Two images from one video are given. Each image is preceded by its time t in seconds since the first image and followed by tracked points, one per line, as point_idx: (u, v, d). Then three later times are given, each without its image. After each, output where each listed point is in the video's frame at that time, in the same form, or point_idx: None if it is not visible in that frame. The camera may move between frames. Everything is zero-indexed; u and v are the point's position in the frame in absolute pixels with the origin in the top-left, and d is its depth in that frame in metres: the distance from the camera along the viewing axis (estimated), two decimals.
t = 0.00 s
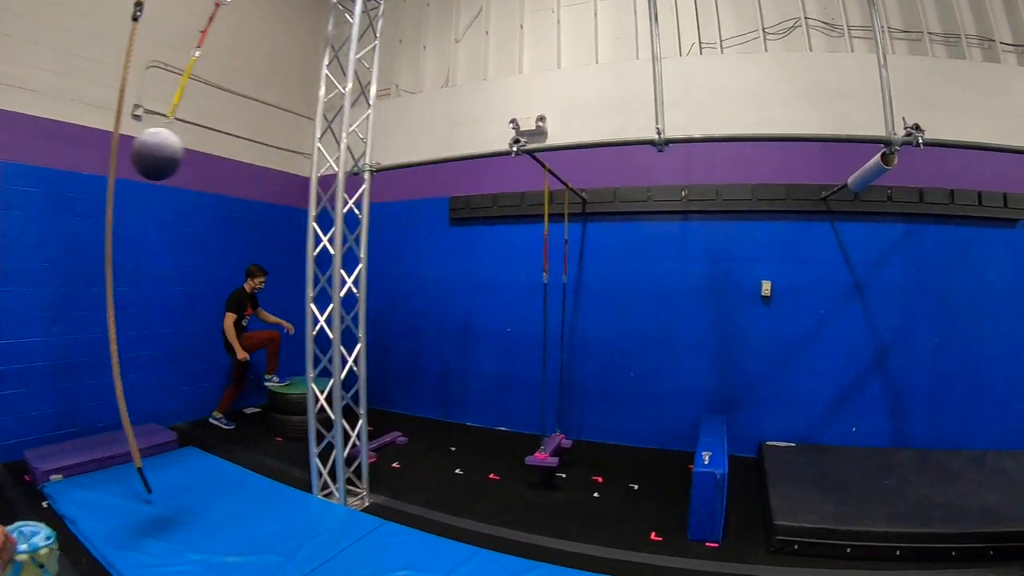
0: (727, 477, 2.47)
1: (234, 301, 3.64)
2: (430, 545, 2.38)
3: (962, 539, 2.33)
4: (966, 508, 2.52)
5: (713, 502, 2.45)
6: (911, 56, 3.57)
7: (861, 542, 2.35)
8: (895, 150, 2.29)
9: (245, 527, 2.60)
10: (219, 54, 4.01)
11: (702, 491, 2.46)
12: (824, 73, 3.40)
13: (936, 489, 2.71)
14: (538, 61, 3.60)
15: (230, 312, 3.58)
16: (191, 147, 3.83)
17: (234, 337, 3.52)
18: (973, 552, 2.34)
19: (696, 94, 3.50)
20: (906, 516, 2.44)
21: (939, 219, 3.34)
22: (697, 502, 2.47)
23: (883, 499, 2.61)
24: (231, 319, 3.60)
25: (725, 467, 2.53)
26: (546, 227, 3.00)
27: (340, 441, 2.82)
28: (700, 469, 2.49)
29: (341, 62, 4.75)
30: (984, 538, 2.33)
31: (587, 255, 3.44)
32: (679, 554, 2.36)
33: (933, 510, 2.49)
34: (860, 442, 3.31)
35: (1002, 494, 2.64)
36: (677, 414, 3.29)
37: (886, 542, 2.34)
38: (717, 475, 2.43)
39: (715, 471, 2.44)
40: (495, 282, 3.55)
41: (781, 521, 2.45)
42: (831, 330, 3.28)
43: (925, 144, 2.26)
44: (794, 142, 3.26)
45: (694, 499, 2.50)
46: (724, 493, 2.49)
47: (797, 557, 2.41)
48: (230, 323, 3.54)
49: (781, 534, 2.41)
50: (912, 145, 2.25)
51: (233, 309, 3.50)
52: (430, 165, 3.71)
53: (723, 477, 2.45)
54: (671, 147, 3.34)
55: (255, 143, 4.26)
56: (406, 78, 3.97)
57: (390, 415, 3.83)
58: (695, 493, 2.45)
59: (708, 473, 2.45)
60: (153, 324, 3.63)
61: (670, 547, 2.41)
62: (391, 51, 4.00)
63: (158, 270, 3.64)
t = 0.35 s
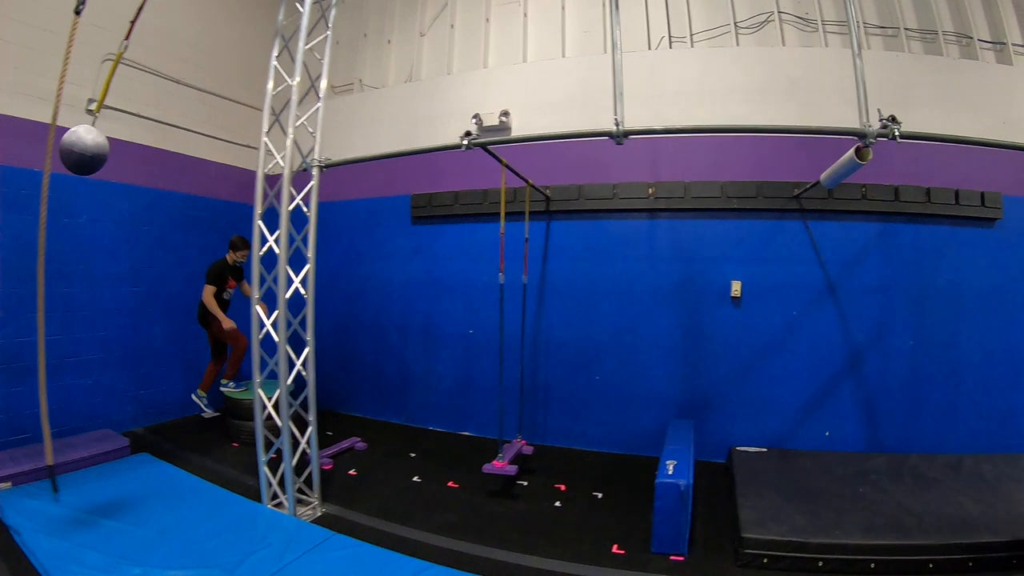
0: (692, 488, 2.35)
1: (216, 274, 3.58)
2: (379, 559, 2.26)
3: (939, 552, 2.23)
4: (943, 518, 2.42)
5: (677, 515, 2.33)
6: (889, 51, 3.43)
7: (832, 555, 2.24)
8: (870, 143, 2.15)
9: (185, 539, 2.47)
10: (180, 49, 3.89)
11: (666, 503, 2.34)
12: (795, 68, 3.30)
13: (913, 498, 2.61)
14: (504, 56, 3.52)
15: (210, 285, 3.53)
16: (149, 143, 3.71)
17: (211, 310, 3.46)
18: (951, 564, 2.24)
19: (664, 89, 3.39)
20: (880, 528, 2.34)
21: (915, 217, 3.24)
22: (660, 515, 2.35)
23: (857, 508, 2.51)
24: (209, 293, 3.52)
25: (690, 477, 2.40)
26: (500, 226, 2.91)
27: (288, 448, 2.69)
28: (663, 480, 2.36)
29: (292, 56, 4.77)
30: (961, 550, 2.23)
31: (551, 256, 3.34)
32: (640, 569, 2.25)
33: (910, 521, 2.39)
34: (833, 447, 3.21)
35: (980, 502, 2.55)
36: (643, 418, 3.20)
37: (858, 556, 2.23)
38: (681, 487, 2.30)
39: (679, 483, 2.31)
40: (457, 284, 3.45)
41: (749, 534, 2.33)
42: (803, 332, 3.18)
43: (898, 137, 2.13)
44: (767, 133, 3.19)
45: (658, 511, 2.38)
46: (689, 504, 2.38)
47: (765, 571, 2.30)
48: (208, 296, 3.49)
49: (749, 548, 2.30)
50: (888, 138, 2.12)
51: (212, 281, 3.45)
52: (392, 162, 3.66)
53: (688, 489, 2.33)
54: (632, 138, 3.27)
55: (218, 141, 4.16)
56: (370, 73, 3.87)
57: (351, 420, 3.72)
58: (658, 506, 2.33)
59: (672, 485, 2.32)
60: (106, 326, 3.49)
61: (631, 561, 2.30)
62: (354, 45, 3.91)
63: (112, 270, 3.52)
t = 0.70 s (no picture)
0: (660, 496, 2.26)
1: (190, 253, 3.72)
2: (338, 564, 2.21)
3: (914, 560, 2.18)
4: (920, 525, 2.37)
5: (646, 523, 2.26)
6: (868, 51, 3.39)
7: (805, 564, 2.18)
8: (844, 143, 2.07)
9: (136, 544, 2.38)
10: (154, 48, 3.85)
11: (634, 512, 2.27)
12: (771, 67, 3.26)
13: (890, 505, 2.55)
14: (477, 56, 3.50)
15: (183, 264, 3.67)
16: (119, 142, 3.65)
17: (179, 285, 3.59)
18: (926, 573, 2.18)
19: (640, 90, 3.35)
20: (855, 537, 2.27)
21: (892, 219, 3.20)
22: (628, 523, 2.27)
23: (832, 515, 2.46)
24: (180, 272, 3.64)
25: (660, 484, 2.31)
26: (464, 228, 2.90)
27: (252, 453, 2.60)
28: (631, 488, 2.27)
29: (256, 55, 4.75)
30: (936, 558, 2.18)
31: (523, 258, 3.33)
32: None
33: (885, 528, 2.34)
34: (808, 451, 3.17)
35: (958, 508, 2.51)
36: (615, 421, 3.19)
37: (830, 565, 2.17)
38: (649, 495, 2.22)
39: (648, 491, 2.22)
40: (430, 286, 3.44)
41: (721, 543, 2.25)
42: (778, 334, 3.15)
43: (874, 137, 2.05)
44: (743, 134, 3.15)
45: (626, 519, 2.30)
46: (659, 512, 2.30)
47: None
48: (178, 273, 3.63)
49: (719, 557, 2.22)
50: (862, 138, 2.03)
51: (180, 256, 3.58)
52: (366, 163, 3.67)
53: (656, 497, 2.24)
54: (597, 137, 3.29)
55: (190, 140, 4.13)
56: (344, 72, 3.85)
57: (325, 423, 3.69)
58: (626, 514, 2.25)
59: (640, 493, 2.24)
60: (75, 328, 3.44)
61: (597, 570, 2.24)
62: (329, 43, 3.92)
63: (80, 271, 3.46)
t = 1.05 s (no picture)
0: (639, 502, 2.22)
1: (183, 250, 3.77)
2: (309, 567, 2.18)
3: (900, 570, 2.13)
4: (906, 534, 2.31)
5: (624, 530, 2.21)
6: (858, 49, 3.34)
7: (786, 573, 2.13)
8: (826, 142, 2.01)
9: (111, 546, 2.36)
10: (141, 50, 3.88)
11: (612, 518, 2.22)
12: (758, 66, 3.22)
13: (877, 512, 2.50)
14: (462, 56, 3.48)
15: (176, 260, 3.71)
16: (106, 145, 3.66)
17: (173, 281, 3.62)
18: None
19: (626, 89, 3.32)
20: (839, 546, 2.22)
21: (882, 220, 3.15)
22: (606, 530, 2.23)
23: (816, 522, 2.41)
24: (173, 268, 3.67)
25: (639, 490, 2.27)
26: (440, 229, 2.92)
27: (231, 455, 2.57)
28: (609, 494, 2.23)
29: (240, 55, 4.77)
30: (922, 567, 2.13)
31: (507, 259, 3.32)
32: None
33: (871, 535, 2.29)
34: (797, 455, 3.12)
35: (946, 515, 2.45)
36: (600, 424, 3.17)
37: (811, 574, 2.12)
38: (627, 501, 2.18)
39: (625, 497, 2.18)
40: (417, 288, 3.46)
41: (701, 551, 2.20)
42: (766, 336, 3.10)
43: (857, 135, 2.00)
44: (729, 133, 3.11)
45: (605, 526, 2.25)
46: (638, 518, 2.25)
47: None
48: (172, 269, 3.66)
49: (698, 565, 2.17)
50: (845, 136, 1.98)
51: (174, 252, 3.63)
52: (352, 164, 3.67)
53: (635, 503, 2.20)
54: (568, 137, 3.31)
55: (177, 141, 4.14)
56: (332, 73, 3.86)
57: (312, 426, 3.69)
58: (604, 521, 2.21)
59: (617, 499, 2.20)
60: (62, 330, 3.45)
61: None
62: (316, 44, 3.93)
63: (67, 273, 3.47)
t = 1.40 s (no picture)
0: (621, 503, 2.20)
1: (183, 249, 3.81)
2: (293, 565, 2.18)
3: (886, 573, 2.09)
4: (896, 536, 2.28)
5: (606, 530, 2.20)
6: (850, 46, 3.31)
7: None
8: (810, 138, 1.93)
9: (96, 543, 2.36)
10: (134, 51, 3.93)
11: (594, 518, 2.21)
12: (748, 63, 3.20)
13: (866, 514, 2.46)
14: (452, 55, 3.49)
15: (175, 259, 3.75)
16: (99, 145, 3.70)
17: (172, 279, 3.65)
18: None
19: (615, 87, 3.31)
20: (825, 548, 2.19)
21: (874, 219, 3.12)
22: (588, 531, 2.22)
23: (803, 523, 2.38)
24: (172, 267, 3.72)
25: (621, 490, 2.25)
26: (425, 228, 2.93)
27: (217, 453, 2.57)
28: (591, 494, 2.22)
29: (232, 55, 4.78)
30: (908, 570, 2.10)
31: (495, 259, 3.33)
32: None
33: (858, 538, 2.26)
34: (788, 456, 3.10)
35: (937, 518, 2.42)
36: (588, 423, 3.17)
37: None
38: (609, 502, 2.17)
39: (607, 497, 2.17)
40: (406, 287, 3.47)
41: (684, 553, 2.18)
42: (756, 336, 3.08)
43: (842, 131, 1.91)
44: (718, 132, 3.09)
45: (587, 526, 2.24)
46: (620, 519, 2.24)
47: None
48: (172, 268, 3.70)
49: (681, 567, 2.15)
50: (829, 132, 1.90)
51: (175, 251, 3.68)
52: (343, 164, 3.68)
53: (617, 504, 2.19)
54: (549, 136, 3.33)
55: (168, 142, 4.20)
56: (323, 73, 3.89)
57: (302, 426, 3.70)
58: (585, 521, 2.20)
59: (599, 499, 2.19)
60: (55, 330, 3.48)
61: None
62: (309, 44, 3.97)
63: (60, 273, 3.50)
